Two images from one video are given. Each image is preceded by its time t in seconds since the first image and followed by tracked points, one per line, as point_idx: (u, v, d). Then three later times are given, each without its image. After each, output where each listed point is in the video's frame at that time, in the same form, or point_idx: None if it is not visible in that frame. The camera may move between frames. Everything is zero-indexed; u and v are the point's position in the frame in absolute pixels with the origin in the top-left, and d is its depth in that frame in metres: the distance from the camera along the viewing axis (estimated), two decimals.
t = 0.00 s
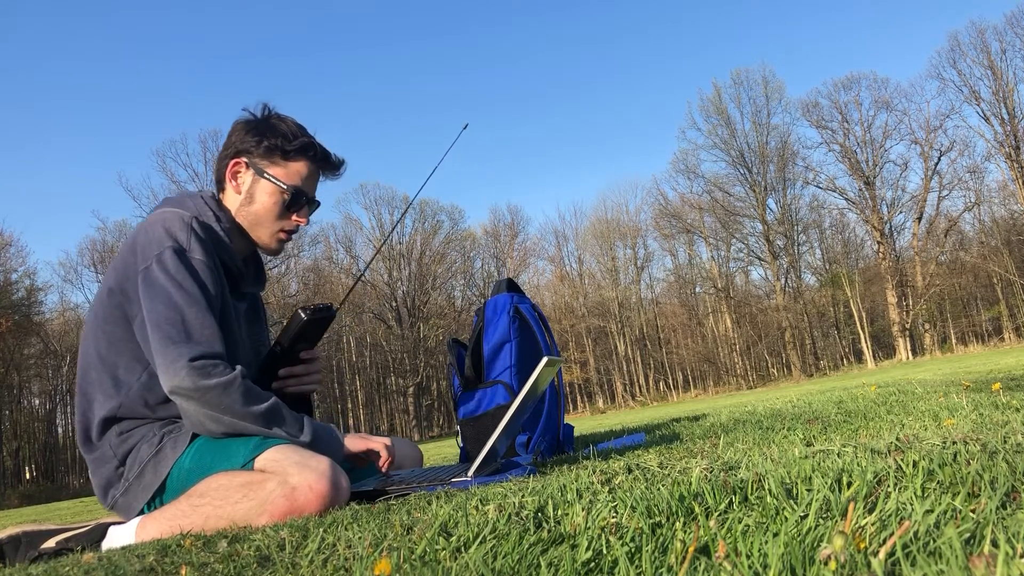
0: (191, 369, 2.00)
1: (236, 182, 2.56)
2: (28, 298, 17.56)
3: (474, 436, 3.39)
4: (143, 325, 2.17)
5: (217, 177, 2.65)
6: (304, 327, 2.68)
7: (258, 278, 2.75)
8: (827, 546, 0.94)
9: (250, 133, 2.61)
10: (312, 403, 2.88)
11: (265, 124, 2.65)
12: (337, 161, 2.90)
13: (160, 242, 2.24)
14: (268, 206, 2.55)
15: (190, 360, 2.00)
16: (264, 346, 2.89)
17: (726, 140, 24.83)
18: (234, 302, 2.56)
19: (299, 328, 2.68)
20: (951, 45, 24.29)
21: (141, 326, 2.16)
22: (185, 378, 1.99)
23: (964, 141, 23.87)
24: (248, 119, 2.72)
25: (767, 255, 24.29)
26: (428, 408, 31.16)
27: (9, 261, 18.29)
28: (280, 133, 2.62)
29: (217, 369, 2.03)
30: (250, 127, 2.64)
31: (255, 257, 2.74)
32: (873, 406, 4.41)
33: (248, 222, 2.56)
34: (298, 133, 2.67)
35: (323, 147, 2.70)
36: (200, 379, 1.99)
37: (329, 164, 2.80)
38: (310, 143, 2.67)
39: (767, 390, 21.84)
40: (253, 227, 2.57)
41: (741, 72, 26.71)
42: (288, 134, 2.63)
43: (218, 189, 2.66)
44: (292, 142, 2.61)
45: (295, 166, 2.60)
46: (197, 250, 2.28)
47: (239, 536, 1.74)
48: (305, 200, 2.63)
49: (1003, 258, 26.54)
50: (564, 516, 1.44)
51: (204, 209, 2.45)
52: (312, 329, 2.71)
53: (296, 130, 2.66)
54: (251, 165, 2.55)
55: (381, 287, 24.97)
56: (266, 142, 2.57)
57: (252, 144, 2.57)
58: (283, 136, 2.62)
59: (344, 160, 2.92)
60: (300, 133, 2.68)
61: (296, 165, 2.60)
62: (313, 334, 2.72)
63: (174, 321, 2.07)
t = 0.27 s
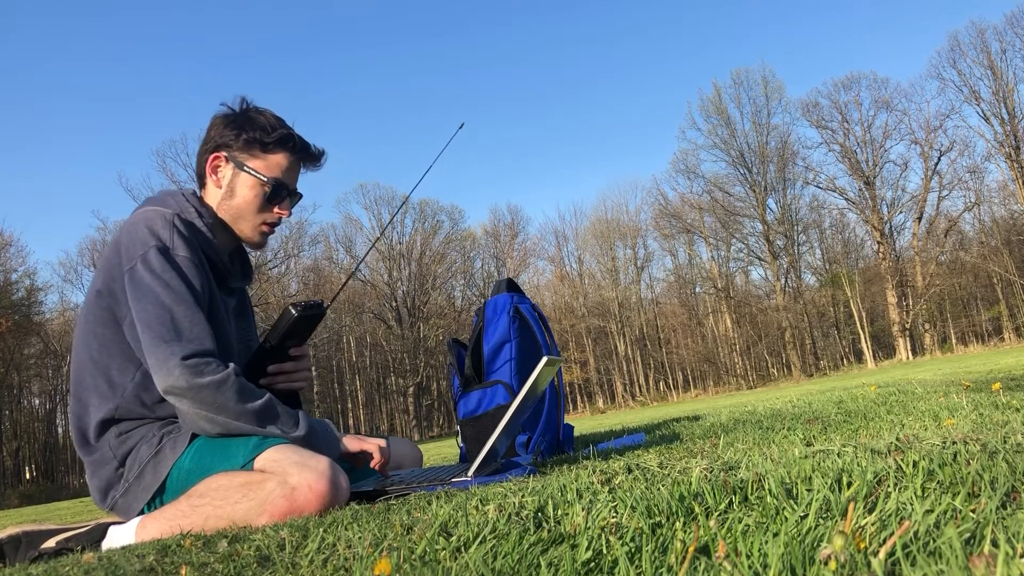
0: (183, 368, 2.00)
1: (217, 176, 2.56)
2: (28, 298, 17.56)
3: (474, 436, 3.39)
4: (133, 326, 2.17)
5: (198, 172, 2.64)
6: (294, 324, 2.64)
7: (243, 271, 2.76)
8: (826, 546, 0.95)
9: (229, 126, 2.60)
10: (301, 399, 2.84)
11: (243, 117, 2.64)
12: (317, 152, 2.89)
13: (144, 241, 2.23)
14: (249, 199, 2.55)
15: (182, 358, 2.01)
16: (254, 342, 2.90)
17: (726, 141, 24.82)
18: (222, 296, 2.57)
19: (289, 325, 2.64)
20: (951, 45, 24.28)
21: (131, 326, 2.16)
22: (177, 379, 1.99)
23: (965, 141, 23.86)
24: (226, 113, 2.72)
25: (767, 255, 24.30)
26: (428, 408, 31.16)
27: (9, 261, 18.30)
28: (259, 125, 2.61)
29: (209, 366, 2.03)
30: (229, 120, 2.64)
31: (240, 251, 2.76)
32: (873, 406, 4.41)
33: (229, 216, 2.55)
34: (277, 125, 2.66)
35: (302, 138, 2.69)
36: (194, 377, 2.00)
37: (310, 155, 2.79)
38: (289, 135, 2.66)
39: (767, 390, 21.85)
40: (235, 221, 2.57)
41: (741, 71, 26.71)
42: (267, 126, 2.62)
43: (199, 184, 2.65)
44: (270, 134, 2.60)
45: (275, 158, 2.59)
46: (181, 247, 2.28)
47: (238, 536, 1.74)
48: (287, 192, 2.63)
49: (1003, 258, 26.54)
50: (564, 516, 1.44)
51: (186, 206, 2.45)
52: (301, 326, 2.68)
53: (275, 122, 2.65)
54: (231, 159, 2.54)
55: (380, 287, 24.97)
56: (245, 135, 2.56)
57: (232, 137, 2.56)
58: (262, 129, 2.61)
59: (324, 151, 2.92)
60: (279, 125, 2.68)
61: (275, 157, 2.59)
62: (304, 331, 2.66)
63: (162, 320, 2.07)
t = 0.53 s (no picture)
0: (151, 379, 2.00)
1: (210, 175, 2.55)
2: (28, 298, 17.56)
3: (473, 437, 3.38)
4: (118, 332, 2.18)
5: (191, 171, 2.64)
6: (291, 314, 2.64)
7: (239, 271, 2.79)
8: (826, 546, 0.94)
9: (222, 125, 2.61)
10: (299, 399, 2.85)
11: (236, 116, 2.65)
12: (310, 150, 2.90)
13: (130, 246, 2.21)
14: (243, 198, 2.55)
15: (152, 370, 2.01)
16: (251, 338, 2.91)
17: (726, 141, 24.82)
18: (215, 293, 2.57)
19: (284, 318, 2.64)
20: (951, 45, 24.27)
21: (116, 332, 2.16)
22: (146, 390, 2.00)
23: (965, 141, 23.85)
24: (219, 112, 2.72)
25: (767, 255, 24.30)
26: (428, 408, 31.16)
27: (9, 261, 18.31)
28: (252, 124, 2.62)
29: (181, 372, 2.03)
30: (221, 120, 2.64)
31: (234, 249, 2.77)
32: (873, 406, 4.41)
33: (223, 214, 2.55)
34: (270, 123, 2.67)
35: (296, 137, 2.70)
36: (164, 389, 2.00)
37: (303, 154, 2.80)
38: (282, 133, 2.66)
39: (767, 390, 21.85)
40: (229, 219, 2.56)
41: (741, 72, 26.69)
42: (260, 125, 2.63)
43: (193, 184, 2.65)
44: (264, 133, 2.60)
45: (269, 156, 2.59)
46: (168, 250, 2.24)
47: (238, 535, 1.74)
48: (280, 190, 2.62)
49: (1003, 258, 26.54)
50: (563, 516, 1.44)
51: (178, 206, 2.45)
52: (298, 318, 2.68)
53: (268, 121, 2.66)
54: (224, 157, 2.54)
55: (380, 287, 25.00)
56: (238, 133, 2.57)
57: (225, 136, 2.56)
58: (255, 127, 2.61)
59: (317, 150, 2.92)
60: (272, 124, 2.68)
61: (269, 155, 2.59)
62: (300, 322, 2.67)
63: (138, 329, 2.06)
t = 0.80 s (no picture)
0: (55, 390, 2.06)
1: (202, 171, 2.55)
2: (28, 298, 17.56)
3: (474, 437, 3.38)
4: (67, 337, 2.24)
5: (183, 168, 2.64)
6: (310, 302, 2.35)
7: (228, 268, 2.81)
8: (826, 546, 0.95)
9: (214, 121, 2.61)
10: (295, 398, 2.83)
11: (227, 113, 2.66)
12: (301, 147, 2.90)
13: (89, 254, 2.23)
14: (235, 193, 2.54)
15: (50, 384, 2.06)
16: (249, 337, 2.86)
17: (726, 141, 24.82)
18: (199, 295, 2.53)
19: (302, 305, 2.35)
20: (951, 45, 24.27)
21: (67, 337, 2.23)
22: (49, 398, 2.07)
23: (965, 141, 23.87)
24: (210, 109, 2.72)
25: (767, 255, 24.29)
26: (428, 408, 31.16)
27: (9, 261, 18.31)
28: (243, 120, 2.63)
29: (83, 387, 2.05)
30: (213, 116, 2.65)
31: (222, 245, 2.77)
32: (873, 406, 4.41)
33: (215, 210, 2.55)
34: (261, 120, 2.68)
35: (287, 133, 2.70)
36: (58, 401, 2.06)
37: (294, 150, 2.80)
38: (273, 129, 2.67)
39: (767, 390, 21.88)
40: (220, 215, 2.56)
41: (741, 72, 26.70)
42: (252, 121, 2.64)
43: (184, 181, 2.66)
44: (255, 129, 2.61)
45: (260, 152, 2.59)
46: (118, 263, 2.21)
47: (239, 535, 1.74)
48: (272, 186, 2.62)
49: (1003, 258, 26.55)
50: (563, 515, 1.45)
51: (159, 208, 2.48)
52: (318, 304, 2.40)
53: (260, 118, 2.67)
54: (215, 153, 2.54)
55: (381, 287, 25.00)
56: (230, 129, 2.57)
57: (216, 132, 2.57)
58: (246, 124, 2.62)
59: (308, 146, 2.93)
60: (263, 121, 2.69)
61: (260, 151, 2.59)
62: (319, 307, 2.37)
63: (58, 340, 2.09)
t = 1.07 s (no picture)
0: (54, 409, 2.05)
1: (194, 170, 2.55)
2: (28, 298, 17.57)
3: (474, 437, 3.37)
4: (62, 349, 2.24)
5: (176, 167, 2.64)
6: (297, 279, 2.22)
7: (220, 266, 2.82)
8: (827, 546, 0.95)
9: (206, 120, 2.62)
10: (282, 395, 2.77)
11: (221, 111, 2.66)
12: (295, 148, 2.91)
13: (77, 267, 2.22)
14: (227, 193, 2.53)
15: (52, 401, 2.05)
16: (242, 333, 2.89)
17: (726, 140, 24.82)
18: (190, 295, 2.54)
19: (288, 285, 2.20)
20: (951, 45, 24.28)
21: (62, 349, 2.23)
22: (50, 419, 2.06)
23: (964, 141, 23.88)
24: (204, 108, 2.72)
25: (767, 255, 24.30)
26: (428, 408, 31.17)
27: (9, 261, 18.32)
28: (236, 119, 2.63)
29: (81, 404, 2.04)
30: (206, 115, 2.65)
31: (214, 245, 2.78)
32: (873, 406, 4.41)
33: (206, 210, 2.55)
34: (254, 120, 2.68)
35: (281, 133, 2.70)
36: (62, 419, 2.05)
37: (288, 150, 2.80)
38: (266, 129, 2.67)
39: (767, 390, 21.88)
40: (211, 214, 2.56)
41: (741, 72, 26.72)
42: (245, 120, 2.64)
43: (176, 181, 2.66)
44: (248, 129, 2.61)
45: (253, 152, 2.59)
46: (107, 275, 2.20)
47: (239, 536, 1.74)
48: (264, 186, 2.61)
49: (1003, 258, 26.56)
50: (564, 516, 1.44)
51: (147, 214, 2.48)
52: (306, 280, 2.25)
53: (253, 117, 2.67)
54: (208, 152, 2.54)
55: (380, 287, 25.01)
56: (222, 128, 2.58)
57: (209, 131, 2.57)
58: (240, 122, 2.62)
59: (302, 147, 2.93)
60: (257, 121, 2.69)
61: (253, 151, 2.59)
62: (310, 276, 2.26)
63: (55, 355, 2.09)
